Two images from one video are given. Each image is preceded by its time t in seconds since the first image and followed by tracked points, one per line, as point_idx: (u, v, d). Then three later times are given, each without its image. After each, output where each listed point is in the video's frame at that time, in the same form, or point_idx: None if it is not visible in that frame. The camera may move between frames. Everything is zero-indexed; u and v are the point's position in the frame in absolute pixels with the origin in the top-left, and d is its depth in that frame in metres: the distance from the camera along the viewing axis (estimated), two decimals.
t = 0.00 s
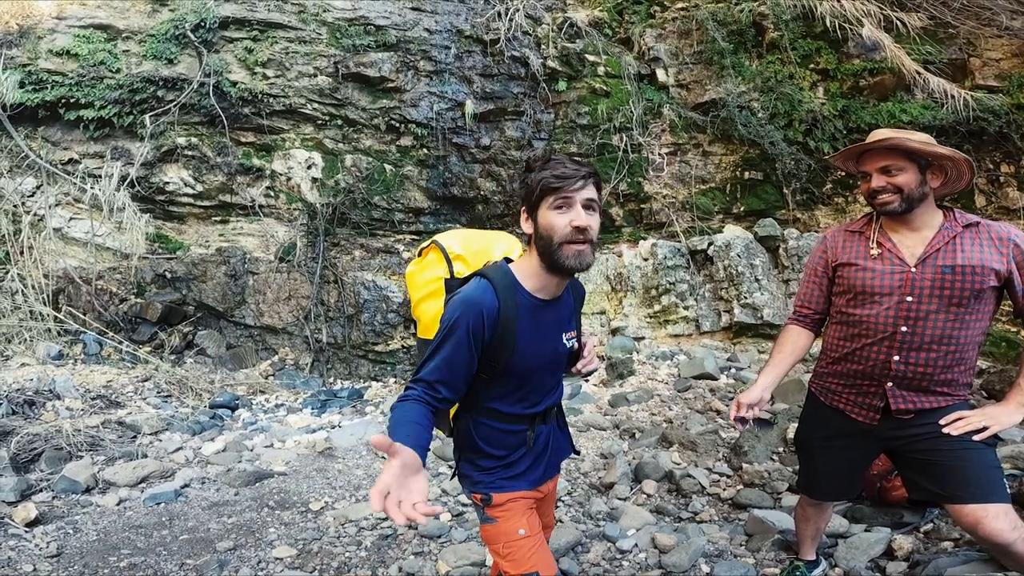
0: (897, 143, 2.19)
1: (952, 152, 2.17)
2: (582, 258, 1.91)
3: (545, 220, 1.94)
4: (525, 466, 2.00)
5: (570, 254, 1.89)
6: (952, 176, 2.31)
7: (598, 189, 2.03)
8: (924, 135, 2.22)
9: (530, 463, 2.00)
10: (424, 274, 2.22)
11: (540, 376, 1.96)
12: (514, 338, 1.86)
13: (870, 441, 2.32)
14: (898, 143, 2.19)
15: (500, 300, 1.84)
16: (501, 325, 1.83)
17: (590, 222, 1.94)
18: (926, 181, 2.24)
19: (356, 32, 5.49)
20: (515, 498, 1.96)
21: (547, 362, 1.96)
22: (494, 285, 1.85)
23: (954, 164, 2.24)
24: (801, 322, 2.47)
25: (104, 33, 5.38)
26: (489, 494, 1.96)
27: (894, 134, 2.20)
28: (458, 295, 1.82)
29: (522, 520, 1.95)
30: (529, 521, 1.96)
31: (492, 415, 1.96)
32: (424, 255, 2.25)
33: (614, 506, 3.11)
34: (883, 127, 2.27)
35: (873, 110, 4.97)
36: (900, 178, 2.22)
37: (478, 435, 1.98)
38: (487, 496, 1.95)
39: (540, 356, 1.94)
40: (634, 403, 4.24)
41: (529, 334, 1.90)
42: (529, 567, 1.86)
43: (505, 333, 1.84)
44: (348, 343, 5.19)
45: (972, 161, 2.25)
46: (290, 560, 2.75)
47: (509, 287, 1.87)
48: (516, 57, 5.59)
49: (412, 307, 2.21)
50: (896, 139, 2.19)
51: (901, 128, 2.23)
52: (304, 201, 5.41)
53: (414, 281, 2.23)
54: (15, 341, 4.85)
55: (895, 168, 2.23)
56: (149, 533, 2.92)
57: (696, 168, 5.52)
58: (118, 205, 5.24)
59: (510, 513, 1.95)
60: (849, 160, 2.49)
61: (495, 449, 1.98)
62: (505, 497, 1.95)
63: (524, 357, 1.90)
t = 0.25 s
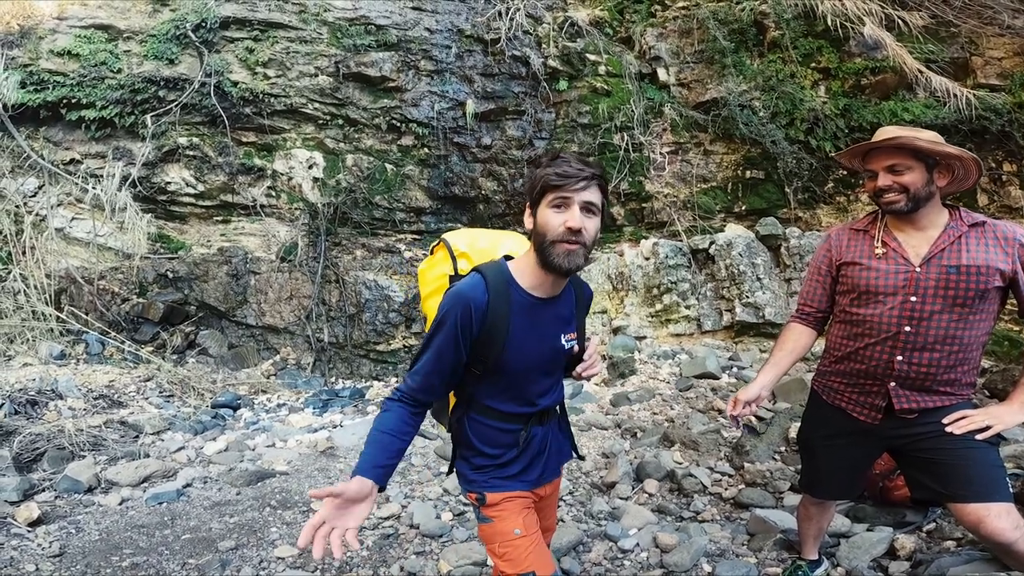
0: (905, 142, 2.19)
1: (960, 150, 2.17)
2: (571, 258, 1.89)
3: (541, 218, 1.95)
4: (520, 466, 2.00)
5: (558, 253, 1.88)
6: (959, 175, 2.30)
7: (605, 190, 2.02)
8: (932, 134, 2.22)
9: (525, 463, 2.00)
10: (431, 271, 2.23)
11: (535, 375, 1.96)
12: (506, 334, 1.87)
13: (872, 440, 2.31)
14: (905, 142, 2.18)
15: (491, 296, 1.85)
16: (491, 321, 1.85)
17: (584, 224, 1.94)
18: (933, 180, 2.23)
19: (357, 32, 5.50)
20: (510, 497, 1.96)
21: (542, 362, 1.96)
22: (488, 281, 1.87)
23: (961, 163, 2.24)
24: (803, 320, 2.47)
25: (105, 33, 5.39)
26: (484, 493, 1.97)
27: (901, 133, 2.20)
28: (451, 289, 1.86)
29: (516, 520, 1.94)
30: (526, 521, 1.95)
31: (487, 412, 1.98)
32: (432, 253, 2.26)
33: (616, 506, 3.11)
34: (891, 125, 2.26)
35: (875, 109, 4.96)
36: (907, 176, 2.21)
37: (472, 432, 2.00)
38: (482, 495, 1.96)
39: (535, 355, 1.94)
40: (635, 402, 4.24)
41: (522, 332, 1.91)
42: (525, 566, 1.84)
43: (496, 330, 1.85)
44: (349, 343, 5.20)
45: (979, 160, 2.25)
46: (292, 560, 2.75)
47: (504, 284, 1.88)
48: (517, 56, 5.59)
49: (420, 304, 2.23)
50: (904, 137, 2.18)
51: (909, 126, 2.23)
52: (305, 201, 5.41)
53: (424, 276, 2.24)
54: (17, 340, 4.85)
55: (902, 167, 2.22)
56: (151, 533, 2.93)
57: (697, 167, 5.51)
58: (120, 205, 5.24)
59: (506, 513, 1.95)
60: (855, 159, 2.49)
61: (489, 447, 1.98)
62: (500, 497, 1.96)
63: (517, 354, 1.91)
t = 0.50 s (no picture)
0: (908, 142, 2.18)
1: (964, 150, 2.16)
2: (567, 257, 1.89)
3: (541, 214, 1.97)
4: (519, 467, 1.99)
5: (555, 251, 1.89)
6: (962, 174, 2.30)
7: (608, 190, 2.02)
8: (935, 133, 2.21)
9: (523, 463, 1.99)
10: (438, 269, 2.25)
11: (533, 374, 1.96)
12: (504, 332, 1.88)
13: (874, 440, 2.31)
14: (908, 141, 2.18)
15: (490, 292, 1.86)
16: (488, 317, 1.86)
17: (584, 223, 1.94)
18: (936, 180, 2.22)
19: (358, 32, 5.50)
20: (509, 498, 1.96)
21: (540, 360, 1.96)
22: (487, 278, 1.88)
23: (965, 162, 2.23)
24: (805, 319, 2.46)
25: (107, 33, 5.39)
26: (482, 494, 1.96)
27: (904, 132, 2.19)
28: (450, 284, 1.88)
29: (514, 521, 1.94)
30: (525, 522, 1.94)
31: (485, 411, 1.98)
32: (439, 252, 2.28)
33: (617, 506, 3.11)
34: (894, 124, 2.26)
35: (877, 108, 4.95)
36: (910, 176, 2.21)
37: (470, 430, 2.01)
38: (480, 496, 1.95)
39: (533, 354, 1.94)
40: (637, 402, 4.24)
41: (521, 329, 1.91)
42: (524, 567, 1.84)
43: (493, 327, 1.86)
44: (351, 342, 5.20)
45: (983, 160, 2.24)
46: (292, 559, 2.76)
47: (503, 281, 1.88)
48: (518, 55, 5.59)
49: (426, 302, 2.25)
50: (906, 137, 2.18)
51: (912, 126, 2.22)
52: (307, 201, 5.42)
53: (430, 274, 2.26)
54: (20, 340, 4.87)
55: (905, 166, 2.22)
56: (153, 532, 2.93)
57: (699, 167, 5.51)
58: (122, 204, 5.25)
59: (505, 513, 1.94)
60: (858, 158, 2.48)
61: (487, 447, 1.98)
62: (499, 497, 1.95)
63: (515, 352, 1.92)
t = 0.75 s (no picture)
0: (906, 143, 2.18)
1: (962, 151, 2.17)
2: (565, 259, 1.89)
3: (541, 215, 1.97)
4: (516, 467, 1.99)
5: (553, 252, 1.89)
6: (961, 175, 2.30)
7: (607, 192, 2.02)
8: (934, 134, 2.21)
9: (520, 464, 1.99)
10: (437, 271, 2.25)
11: (531, 374, 1.96)
12: (501, 331, 1.89)
13: (873, 442, 2.32)
14: (906, 142, 2.18)
15: (487, 290, 1.87)
16: (485, 316, 1.87)
17: (583, 225, 1.94)
18: (934, 181, 2.23)
19: (358, 33, 5.50)
20: (505, 499, 1.96)
21: (537, 361, 1.96)
22: (485, 277, 1.89)
23: (963, 163, 2.23)
24: (804, 321, 2.47)
25: (107, 34, 5.40)
26: (479, 494, 1.96)
27: (902, 134, 2.20)
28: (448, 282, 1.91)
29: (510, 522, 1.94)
30: (522, 523, 1.94)
31: (483, 410, 1.99)
32: (439, 253, 2.28)
33: (616, 507, 3.11)
34: (893, 125, 2.26)
35: (876, 109, 4.96)
36: (908, 177, 2.21)
37: (468, 429, 2.01)
38: (477, 496, 1.96)
39: (530, 353, 1.94)
40: (636, 403, 4.24)
41: (518, 329, 1.92)
42: (520, 568, 1.85)
43: (490, 326, 1.87)
44: (350, 343, 5.20)
45: (982, 161, 2.24)
46: (292, 560, 2.76)
47: (501, 280, 1.90)
48: (518, 57, 5.59)
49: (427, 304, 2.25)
50: (904, 138, 2.18)
51: (910, 127, 2.22)
52: (306, 202, 5.42)
53: (430, 276, 2.26)
54: (19, 341, 4.87)
55: (904, 167, 2.22)
56: (152, 533, 2.93)
57: (698, 168, 5.51)
58: (121, 205, 5.25)
59: (502, 514, 1.94)
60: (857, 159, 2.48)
61: (485, 447, 1.99)
62: (496, 498, 1.95)
63: (512, 352, 1.92)
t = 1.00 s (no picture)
0: (904, 143, 2.19)
1: (960, 151, 2.17)
2: (561, 258, 1.88)
3: (539, 215, 1.96)
4: (510, 464, 1.99)
5: (549, 251, 1.88)
6: (958, 175, 2.30)
7: (605, 193, 2.01)
8: (932, 134, 2.21)
9: (515, 461, 1.99)
10: (436, 268, 2.25)
11: (526, 371, 1.97)
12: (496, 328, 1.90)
13: (869, 441, 2.32)
14: (905, 142, 2.18)
15: (482, 288, 1.88)
16: (482, 313, 1.87)
17: (579, 225, 1.93)
18: (932, 181, 2.23)
19: (355, 31, 5.49)
20: (500, 495, 1.96)
21: (532, 359, 1.96)
22: (480, 275, 1.90)
23: (961, 163, 2.23)
24: (801, 320, 2.47)
25: (103, 31, 5.38)
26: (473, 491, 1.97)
27: (900, 133, 2.20)
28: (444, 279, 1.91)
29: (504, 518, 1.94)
30: (516, 520, 1.95)
31: (478, 407, 1.99)
32: (438, 250, 2.29)
33: (612, 505, 3.12)
34: (891, 125, 2.26)
35: (873, 109, 4.97)
36: (906, 177, 2.21)
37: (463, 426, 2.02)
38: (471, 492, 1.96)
39: (525, 351, 1.95)
40: (633, 402, 4.24)
41: (513, 327, 1.92)
42: (514, 564, 1.87)
43: (485, 323, 1.88)
44: (347, 342, 5.20)
45: (980, 161, 2.25)
46: (288, 558, 2.75)
47: (497, 279, 1.90)
48: (516, 55, 5.59)
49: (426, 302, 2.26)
50: (902, 138, 2.18)
51: (908, 127, 2.22)
52: (303, 200, 5.41)
53: (429, 273, 2.26)
54: (15, 338, 4.85)
55: (901, 167, 2.22)
56: (148, 532, 2.93)
57: (696, 167, 5.52)
58: (117, 203, 5.23)
59: (496, 511, 1.95)
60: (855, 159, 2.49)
61: (479, 443, 1.99)
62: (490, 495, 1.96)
63: (507, 349, 1.92)
